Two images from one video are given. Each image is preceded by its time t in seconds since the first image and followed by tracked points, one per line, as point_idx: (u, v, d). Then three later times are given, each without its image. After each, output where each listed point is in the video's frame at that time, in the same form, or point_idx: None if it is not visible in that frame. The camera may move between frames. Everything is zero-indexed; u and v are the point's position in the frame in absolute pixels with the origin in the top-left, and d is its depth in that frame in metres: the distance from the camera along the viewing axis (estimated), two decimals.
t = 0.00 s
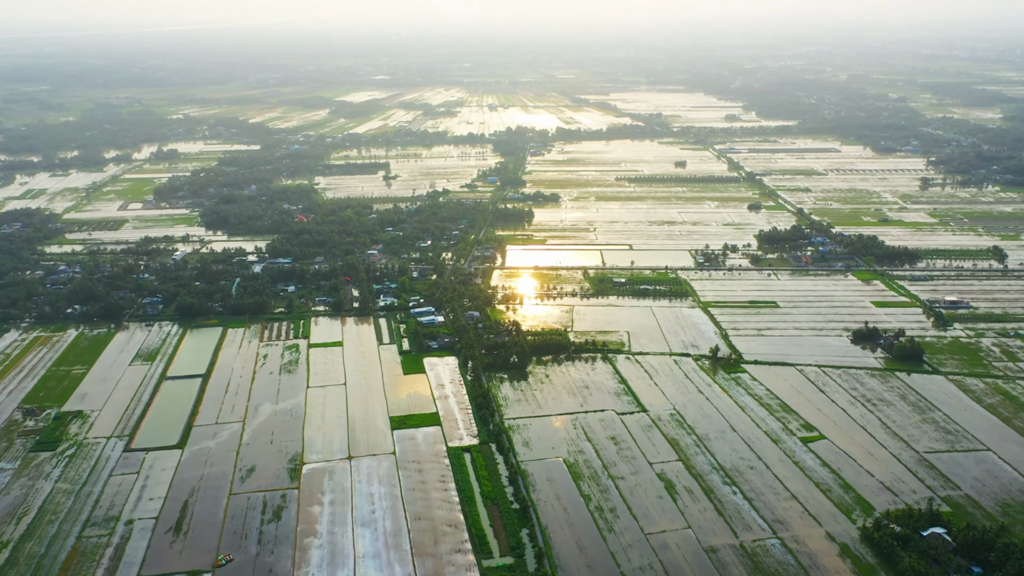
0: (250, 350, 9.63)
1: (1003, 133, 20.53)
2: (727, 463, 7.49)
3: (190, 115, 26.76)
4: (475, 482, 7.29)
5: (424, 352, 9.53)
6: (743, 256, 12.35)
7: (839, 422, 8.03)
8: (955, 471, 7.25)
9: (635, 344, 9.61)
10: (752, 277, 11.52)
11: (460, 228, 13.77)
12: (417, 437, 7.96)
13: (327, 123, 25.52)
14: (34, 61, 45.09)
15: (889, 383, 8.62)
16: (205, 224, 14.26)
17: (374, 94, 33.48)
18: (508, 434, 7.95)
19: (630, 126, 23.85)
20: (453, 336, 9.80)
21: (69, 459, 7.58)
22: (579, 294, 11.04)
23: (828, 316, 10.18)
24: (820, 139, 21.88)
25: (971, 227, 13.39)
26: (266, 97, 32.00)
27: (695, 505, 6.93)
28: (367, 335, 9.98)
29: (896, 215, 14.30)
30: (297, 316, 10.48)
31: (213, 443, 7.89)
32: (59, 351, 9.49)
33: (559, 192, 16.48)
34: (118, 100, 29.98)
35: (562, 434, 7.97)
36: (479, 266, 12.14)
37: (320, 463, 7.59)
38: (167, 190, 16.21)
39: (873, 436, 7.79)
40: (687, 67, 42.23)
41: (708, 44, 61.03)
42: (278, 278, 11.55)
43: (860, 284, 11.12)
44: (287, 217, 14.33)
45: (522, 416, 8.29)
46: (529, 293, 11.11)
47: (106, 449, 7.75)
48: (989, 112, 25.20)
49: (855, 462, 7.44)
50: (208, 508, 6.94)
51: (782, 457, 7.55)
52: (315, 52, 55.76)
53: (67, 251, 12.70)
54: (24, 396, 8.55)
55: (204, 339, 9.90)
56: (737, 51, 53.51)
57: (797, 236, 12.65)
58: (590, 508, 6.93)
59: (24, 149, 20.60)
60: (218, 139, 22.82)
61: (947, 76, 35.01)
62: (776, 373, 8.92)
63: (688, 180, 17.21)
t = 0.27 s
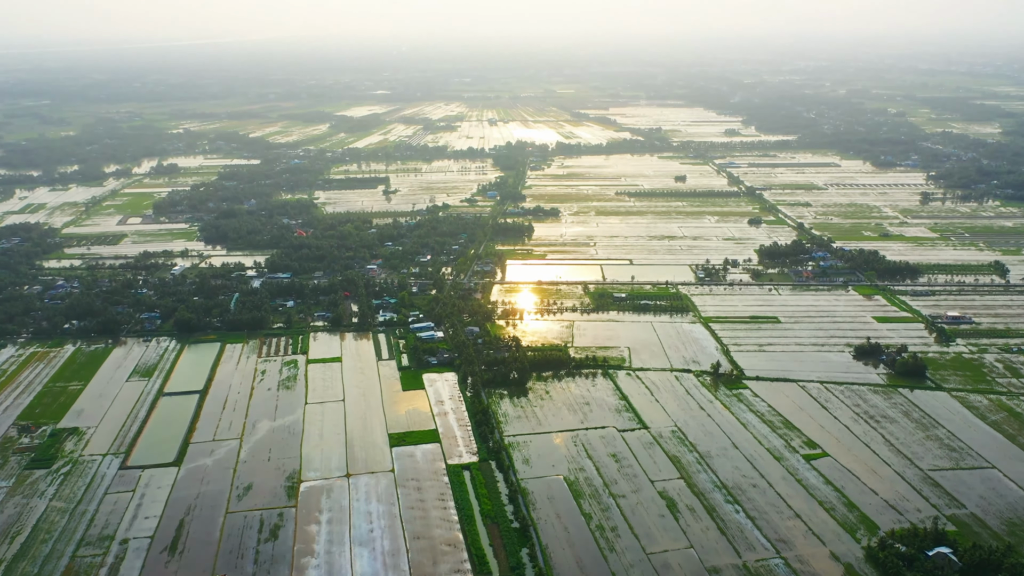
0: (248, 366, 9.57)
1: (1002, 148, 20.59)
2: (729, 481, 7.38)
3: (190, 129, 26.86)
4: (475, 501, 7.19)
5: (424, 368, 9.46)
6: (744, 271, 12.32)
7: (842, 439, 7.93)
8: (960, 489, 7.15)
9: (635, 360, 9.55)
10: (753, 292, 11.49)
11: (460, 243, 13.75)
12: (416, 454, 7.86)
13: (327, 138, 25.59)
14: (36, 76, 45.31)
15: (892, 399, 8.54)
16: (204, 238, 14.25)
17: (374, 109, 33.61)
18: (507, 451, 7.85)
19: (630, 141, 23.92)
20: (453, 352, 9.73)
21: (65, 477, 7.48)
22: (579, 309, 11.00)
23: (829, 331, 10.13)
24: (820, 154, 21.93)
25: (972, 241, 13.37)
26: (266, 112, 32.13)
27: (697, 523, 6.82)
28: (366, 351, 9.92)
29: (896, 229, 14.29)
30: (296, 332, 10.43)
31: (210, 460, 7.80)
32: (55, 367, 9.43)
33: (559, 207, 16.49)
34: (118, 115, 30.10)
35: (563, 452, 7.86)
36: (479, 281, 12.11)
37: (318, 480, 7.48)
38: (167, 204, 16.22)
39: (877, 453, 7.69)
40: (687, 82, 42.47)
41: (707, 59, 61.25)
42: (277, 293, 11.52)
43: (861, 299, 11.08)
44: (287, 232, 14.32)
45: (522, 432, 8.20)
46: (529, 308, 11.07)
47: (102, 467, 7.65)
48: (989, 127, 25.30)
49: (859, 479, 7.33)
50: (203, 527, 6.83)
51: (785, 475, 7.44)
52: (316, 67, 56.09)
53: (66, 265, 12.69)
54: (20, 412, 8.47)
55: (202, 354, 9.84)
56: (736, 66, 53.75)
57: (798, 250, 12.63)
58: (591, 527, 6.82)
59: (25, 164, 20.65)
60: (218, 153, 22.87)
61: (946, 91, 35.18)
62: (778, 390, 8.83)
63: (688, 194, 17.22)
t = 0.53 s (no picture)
0: (246, 382, 9.49)
1: (1001, 163, 20.66)
2: (732, 499, 7.24)
3: (191, 144, 26.96)
4: (474, 520, 7.06)
5: (423, 384, 9.39)
6: (745, 285, 12.29)
7: (845, 456, 7.81)
8: (965, 507, 7.03)
9: (636, 376, 9.48)
10: (754, 306, 11.45)
11: (460, 257, 13.73)
12: (415, 472, 7.75)
13: (328, 153, 25.66)
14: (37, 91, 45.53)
15: (895, 416, 8.44)
16: (203, 253, 14.23)
17: (375, 123, 33.74)
18: (507, 468, 7.73)
19: (629, 155, 23.99)
20: (452, 368, 9.66)
21: (59, 495, 7.37)
22: (579, 324, 10.95)
23: (831, 347, 10.07)
24: (820, 168, 21.98)
25: (974, 256, 13.36)
26: (267, 126, 32.25)
27: (700, 542, 6.66)
28: (365, 367, 9.85)
29: (897, 244, 14.28)
30: (294, 347, 10.37)
31: (207, 478, 7.68)
32: (52, 383, 9.35)
33: (559, 221, 16.48)
34: (119, 129, 30.19)
35: (563, 469, 7.74)
36: (478, 295, 12.08)
37: (315, 498, 7.36)
38: (166, 218, 16.22)
39: (881, 471, 7.57)
40: (686, 96, 42.68)
41: (705, 74, 61.49)
42: (276, 308, 11.48)
43: (863, 314, 11.04)
44: (286, 246, 14.30)
45: (522, 449, 8.09)
46: (530, 323, 11.02)
47: (97, 484, 7.54)
48: (988, 142, 25.39)
49: (863, 497, 7.20)
50: (199, 546, 6.70)
51: (788, 492, 7.30)
52: (317, 81, 56.41)
53: (64, 280, 12.67)
54: (15, 429, 8.38)
55: (200, 370, 9.77)
56: (734, 81, 53.97)
57: (799, 265, 12.61)
58: (592, 546, 6.67)
59: (24, 178, 20.68)
60: (218, 168, 22.92)
61: (944, 105, 35.35)
62: (780, 406, 8.73)
63: (688, 209, 17.22)
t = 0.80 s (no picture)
0: (244, 398, 9.41)
1: (1001, 177, 20.70)
2: (735, 517, 7.10)
3: (191, 158, 27.04)
4: (473, 539, 6.92)
5: (422, 400, 9.30)
6: (746, 300, 12.27)
7: (848, 474, 7.68)
8: (971, 526, 6.89)
9: (637, 392, 9.41)
10: (755, 322, 11.40)
11: (460, 272, 13.70)
12: (414, 489, 7.62)
13: (328, 167, 25.73)
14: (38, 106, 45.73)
15: (898, 433, 8.34)
16: (201, 267, 14.22)
17: (375, 138, 33.85)
18: (507, 486, 7.61)
19: (629, 169, 24.04)
20: (451, 383, 9.59)
21: (54, 513, 7.26)
22: (579, 339, 10.91)
23: (833, 362, 10.01)
24: (819, 182, 22.02)
25: (975, 271, 13.33)
26: (267, 140, 32.38)
27: (703, 562, 6.51)
28: (364, 383, 9.76)
29: (898, 259, 14.26)
30: (293, 362, 10.32)
31: (203, 496, 7.56)
32: (48, 399, 9.29)
33: (558, 236, 16.47)
34: (119, 144, 30.30)
35: (564, 487, 7.60)
36: (478, 310, 12.04)
37: (313, 517, 7.23)
38: (166, 233, 16.23)
39: (885, 488, 7.43)
40: (686, 111, 42.89)
41: (704, 89, 61.57)
42: (274, 323, 11.44)
43: (864, 329, 10.99)
44: (285, 261, 14.30)
45: (522, 466, 7.96)
46: (530, 338, 10.98)
47: (92, 502, 7.43)
48: (987, 156, 25.46)
49: (867, 516, 7.05)
50: (193, 566, 6.56)
51: (791, 511, 7.16)
52: (317, 96, 56.66)
53: (62, 295, 12.67)
54: (10, 446, 8.30)
55: (198, 386, 9.71)
56: (733, 96, 54.08)
57: (800, 279, 12.60)
58: (593, 565, 6.52)
59: (24, 192, 20.71)
60: (218, 182, 22.96)
61: (943, 120, 35.52)
62: (782, 423, 8.63)
63: (688, 223, 17.23)
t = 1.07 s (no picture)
0: (242, 412, 9.34)
1: (1002, 190, 20.74)
2: (737, 533, 6.94)
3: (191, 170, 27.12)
4: (473, 555, 6.78)
5: (422, 414, 9.22)
6: (747, 312, 12.24)
7: (851, 489, 7.53)
8: (976, 543, 6.75)
9: (638, 406, 9.33)
10: (756, 335, 11.36)
11: (460, 285, 13.67)
12: (413, 505, 7.48)
13: (328, 179, 25.78)
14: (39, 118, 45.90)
15: (902, 447, 8.22)
16: (201, 279, 14.22)
17: (375, 150, 33.95)
18: (507, 501, 7.46)
19: (629, 182, 24.09)
20: (451, 397, 9.52)
21: (49, 529, 7.14)
22: (580, 352, 10.86)
23: (835, 376, 9.95)
24: (819, 195, 22.05)
25: (976, 284, 13.32)
26: (268, 152, 32.49)
27: None
28: (363, 397, 9.69)
29: (899, 271, 14.25)
30: (291, 376, 10.26)
31: (200, 511, 7.44)
32: (45, 413, 9.24)
33: (559, 248, 16.47)
34: (119, 156, 30.42)
35: (564, 502, 7.46)
36: (477, 323, 12.00)
37: (311, 533, 7.09)
38: (165, 245, 16.24)
39: (889, 504, 7.29)
40: (686, 123, 43.07)
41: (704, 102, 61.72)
42: (273, 336, 11.41)
43: (866, 342, 10.94)
44: (285, 273, 14.29)
45: (522, 481, 7.82)
46: (530, 351, 10.93)
47: (87, 518, 7.32)
48: (987, 169, 25.53)
49: (871, 532, 6.90)
50: None
51: (794, 527, 7.00)
52: (318, 108, 56.89)
53: (60, 308, 12.69)
54: (6, 460, 8.22)
55: (196, 400, 9.63)
56: (732, 108, 54.29)
57: (801, 292, 12.58)
58: None
59: (24, 204, 20.76)
60: (218, 194, 23.00)
61: (943, 133, 35.62)
62: (785, 437, 8.51)
63: (689, 236, 17.23)
